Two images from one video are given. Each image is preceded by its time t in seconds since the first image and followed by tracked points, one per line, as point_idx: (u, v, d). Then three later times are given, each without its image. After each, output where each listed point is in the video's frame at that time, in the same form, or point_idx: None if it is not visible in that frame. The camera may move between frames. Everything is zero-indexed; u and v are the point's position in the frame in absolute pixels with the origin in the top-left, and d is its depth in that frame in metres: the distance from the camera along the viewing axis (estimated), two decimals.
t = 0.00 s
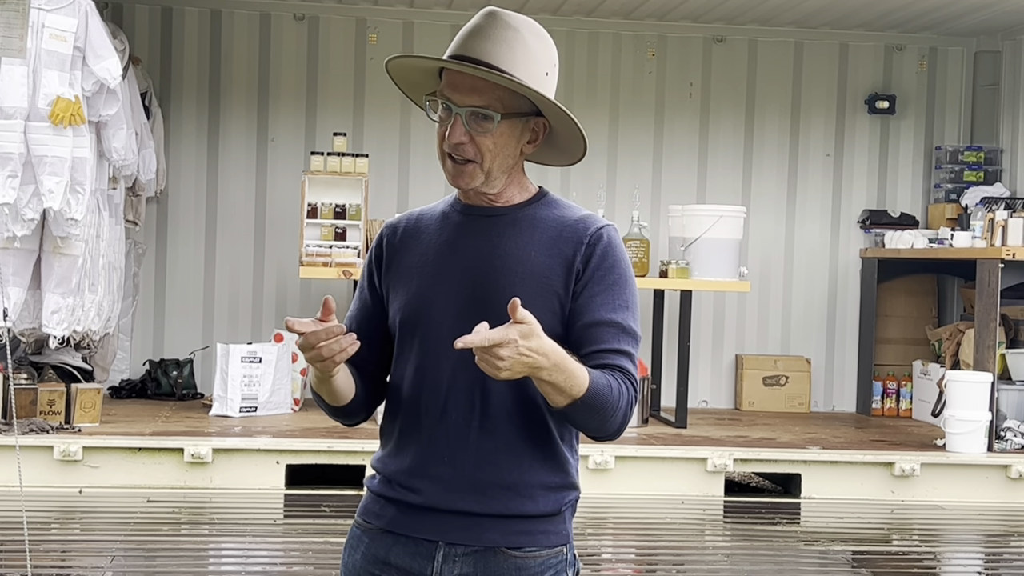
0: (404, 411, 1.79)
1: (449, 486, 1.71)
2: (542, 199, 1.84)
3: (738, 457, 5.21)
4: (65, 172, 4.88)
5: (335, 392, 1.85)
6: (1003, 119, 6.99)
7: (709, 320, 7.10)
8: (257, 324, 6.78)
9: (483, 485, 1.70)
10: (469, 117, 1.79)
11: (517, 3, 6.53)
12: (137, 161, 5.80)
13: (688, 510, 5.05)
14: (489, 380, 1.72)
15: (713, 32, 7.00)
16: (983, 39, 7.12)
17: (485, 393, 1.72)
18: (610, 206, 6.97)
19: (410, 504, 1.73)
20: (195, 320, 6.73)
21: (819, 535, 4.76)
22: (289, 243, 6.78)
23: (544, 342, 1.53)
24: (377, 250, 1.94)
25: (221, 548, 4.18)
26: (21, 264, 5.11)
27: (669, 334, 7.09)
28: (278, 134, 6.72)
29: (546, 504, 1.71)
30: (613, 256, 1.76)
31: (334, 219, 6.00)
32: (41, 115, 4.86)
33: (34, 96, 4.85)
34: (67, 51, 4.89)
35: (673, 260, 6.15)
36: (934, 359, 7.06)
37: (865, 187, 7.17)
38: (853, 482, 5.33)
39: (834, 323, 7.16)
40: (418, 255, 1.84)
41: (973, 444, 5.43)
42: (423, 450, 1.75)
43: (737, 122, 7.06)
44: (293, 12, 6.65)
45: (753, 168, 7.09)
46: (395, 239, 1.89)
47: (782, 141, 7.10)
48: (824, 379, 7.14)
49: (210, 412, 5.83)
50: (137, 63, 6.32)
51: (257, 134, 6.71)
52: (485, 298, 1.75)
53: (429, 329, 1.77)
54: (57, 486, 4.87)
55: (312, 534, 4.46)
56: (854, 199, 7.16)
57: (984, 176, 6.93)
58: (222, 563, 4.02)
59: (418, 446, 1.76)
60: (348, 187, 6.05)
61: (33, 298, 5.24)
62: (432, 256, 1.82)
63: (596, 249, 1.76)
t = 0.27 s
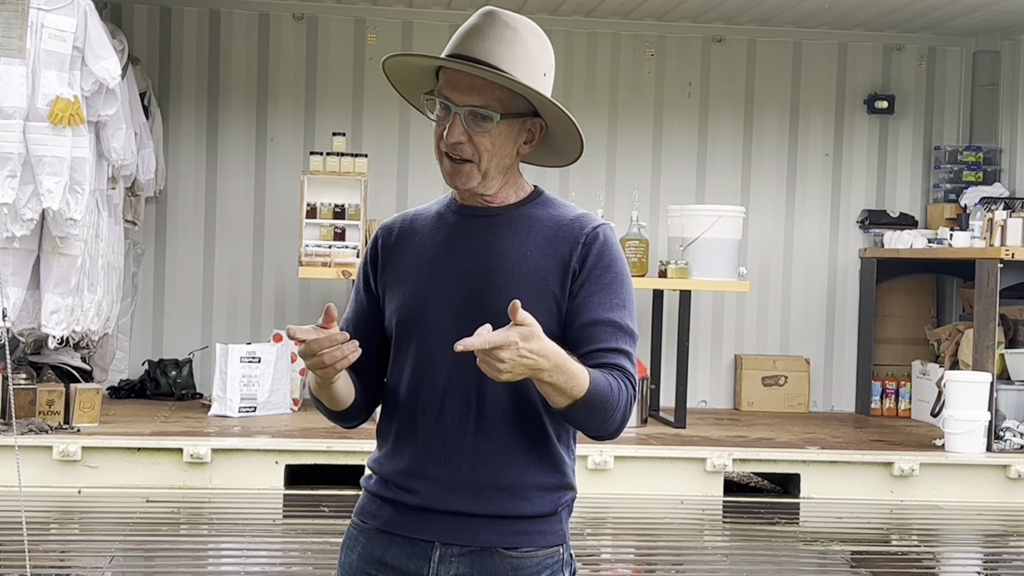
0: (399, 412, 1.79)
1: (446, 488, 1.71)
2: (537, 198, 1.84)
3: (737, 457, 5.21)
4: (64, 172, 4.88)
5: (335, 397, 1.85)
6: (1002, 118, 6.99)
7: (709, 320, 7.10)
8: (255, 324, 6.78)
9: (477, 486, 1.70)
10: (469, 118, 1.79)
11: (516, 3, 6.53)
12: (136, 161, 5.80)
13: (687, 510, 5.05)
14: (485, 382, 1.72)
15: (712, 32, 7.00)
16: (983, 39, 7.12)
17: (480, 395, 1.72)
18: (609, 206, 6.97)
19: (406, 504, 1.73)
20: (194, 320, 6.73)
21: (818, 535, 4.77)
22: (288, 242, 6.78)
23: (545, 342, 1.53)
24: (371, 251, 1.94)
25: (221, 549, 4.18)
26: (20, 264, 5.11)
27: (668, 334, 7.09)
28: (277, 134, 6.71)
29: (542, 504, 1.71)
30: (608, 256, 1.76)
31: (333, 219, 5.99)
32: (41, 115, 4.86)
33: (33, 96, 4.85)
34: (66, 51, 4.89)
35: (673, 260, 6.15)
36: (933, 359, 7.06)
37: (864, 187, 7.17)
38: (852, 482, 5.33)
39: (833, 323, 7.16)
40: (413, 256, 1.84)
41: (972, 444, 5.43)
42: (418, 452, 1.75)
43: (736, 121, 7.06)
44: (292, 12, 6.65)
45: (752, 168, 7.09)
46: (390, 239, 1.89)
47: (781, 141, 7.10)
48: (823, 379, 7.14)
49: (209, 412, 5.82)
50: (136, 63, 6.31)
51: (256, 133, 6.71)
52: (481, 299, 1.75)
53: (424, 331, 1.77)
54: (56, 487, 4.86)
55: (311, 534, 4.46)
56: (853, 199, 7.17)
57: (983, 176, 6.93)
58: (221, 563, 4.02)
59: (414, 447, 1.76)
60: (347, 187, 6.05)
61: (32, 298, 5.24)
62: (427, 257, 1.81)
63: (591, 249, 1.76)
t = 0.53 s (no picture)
0: (395, 415, 1.78)
1: (442, 490, 1.71)
2: (532, 199, 1.83)
3: (736, 457, 5.21)
4: (62, 172, 4.88)
5: (314, 390, 1.84)
6: (1001, 118, 6.98)
7: (708, 320, 7.10)
8: (254, 324, 6.77)
9: (474, 488, 1.70)
10: (469, 119, 1.78)
11: (514, 3, 6.53)
12: (135, 161, 5.79)
13: (686, 510, 5.05)
14: (480, 385, 1.71)
15: (711, 32, 7.00)
16: (981, 39, 7.12)
17: (476, 399, 1.71)
18: (608, 206, 6.97)
19: (404, 506, 1.73)
20: (192, 320, 6.73)
21: (817, 535, 4.77)
22: (287, 242, 6.77)
23: (570, 332, 1.52)
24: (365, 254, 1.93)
25: (219, 549, 4.18)
26: (18, 264, 5.11)
27: (667, 335, 7.09)
28: (275, 134, 6.71)
29: (540, 506, 1.71)
30: (604, 259, 1.75)
31: (332, 219, 5.99)
32: (39, 116, 4.86)
33: (31, 96, 4.84)
34: (64, 51, 4.88)
35: (672, 260, 6.15)
36: (932, 359, 7.06)
37: (863, 187, 7.17)
38: (851, 482, 5.33)
39: (832, 323, 7.16)
40: (407, 259, 1.83)
41: (971, 445, 5.44)
42: (415, 455, 1.74)
43: (735, 121, 7.06)
44: (290, 12, 6.65)
45: (751, 168, 7.09)
46: (384, 241, 1.88)
47: (780, 141, 7.10)
48: (822, 378, 7.14)
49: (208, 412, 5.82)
50: (135, 63, 6.31)
51: (254, 133, 6.70)
52: (475, 302, 1.74)
53: (418, 334, 1.76)
54: (55, 487, 4.86)
55: (310, 534, 4.46)
56: (852, 199, 7.16)
57: (982, 176, 6.93)
58: (220, 564, 4.01)
59: (410, 450, 1.75)
60: (346, 187, 6.05)
61: (31, 298, 5.24)
62: (421, 260, 1.81)
63: (586, 252, 1.76)
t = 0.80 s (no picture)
0: (390, 414, 1.78)
1: (438, 490, 1.71)
2: (526, 197, 1.84)
3: (734, 457, 5.21)
4: (60, 172, 4.88)
5: (276, 363, 1.85)
6: (1000, 119, 6.99)
7: (706, 320, 7.11)
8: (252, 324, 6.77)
9: (471, 487, 1.70)
10: (465, 124, 1.78)
11: (512, 3, 6.53)
12: (133, 161, 5.79)
13: (684, 510, 5.05)
14: (477, 384, 1.71)
15: (709, 32, 7.00)
16: (979, 39, 7.13)
17: (472, 398, 1.71)
18: (607, 206, 6.98)
19: (399, 506, 1.73)
20: (190, 320, 6.73)
21: (815, 535, 4.77)
22: (285, 242, 6.77)
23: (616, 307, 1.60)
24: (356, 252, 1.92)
25: (217, 549, 4.18)
26: (16, 264, 5.10)
27: (666, 335, 7.08)
28: (274, 134, 6.71)
29: (536, 505, 1.71)
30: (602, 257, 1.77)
31: (330, 219, 5.99)
32: (38, 115, 4.86)
33: (29, 96, 4.84)
34: (62, 51, 4.88)
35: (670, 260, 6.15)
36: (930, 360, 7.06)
37: (861, 187, 7.17)
38: (849, 482, 5.33)
39: (830, 323, 7.17)
40: (400, 258, 1.83)
41: (969, 445, 5.44)
42: (410, 454, 1.74)
43: (733, 121, 7.06)
44: (289, 12, 6.65)
45: (749, 168, 7.09)
46: (376, 240, 1.88)
47: (778, 141, 7.10)
48: (820, 379, 7.15)
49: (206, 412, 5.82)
50: (133, 63, 6.31)
51: (253, 133, 6.70)
52: (471, 300, 1.73)
53: (413, 333, 1.76)
54: (53, 487, 4.86)
55: (308, 534, 4.46)
56: (850, 199, 7.17)
57: (980, 176, 6.94)
58: (218, 563, 4.01)
59: (405, 448, 1.75)
60: (344, 187, 6.05)
61: (29, 298, 5.24)
62: (416, 258, 1.80)
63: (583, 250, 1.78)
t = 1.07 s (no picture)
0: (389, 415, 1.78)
1: (438, 491, 1.71)
2: (522, 198, 1.84)
3: (733, 457, 5.21)
4: (59, 172, 4.88)
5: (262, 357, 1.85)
6: (998, 119, 6.99)
7: (705, 320, 7.11)
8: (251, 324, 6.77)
9: (470, 489, 1.70)
10: (479, 127, 1.77)
11: (512, 3, 6.53)
12: (131, 161, 5.79)
13: (683, 510, 5.05)
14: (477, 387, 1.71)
15: (708, 32, 7.00)
16: (978, 40, 7.14)
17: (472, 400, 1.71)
18: (606, 206, 6.98)
19: (398, 507, 1.73)
20: (189, 320, 6.73)
21: (814, 535, 4.77)
22: (284, 242, 6.77)
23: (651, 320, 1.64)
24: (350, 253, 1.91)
25: (217, 549, 4.18)
26: (15, 264, 5.10)
27: (665, 335, 7.09)
28: (273, 134, 6.71)
29: (535, 506, 1.71)
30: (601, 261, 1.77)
31: (329, 219, 5.99)
32: (36, 115, 4.85)
33: (28, 96, 4.84)
34: (61, 51, 4.88)
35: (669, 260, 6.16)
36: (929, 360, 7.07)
37: (860, 187, 7.18)
38: (848, 482, 5.33)
39: (829, 323, 7.17)
40: (397, 259, 1.82)
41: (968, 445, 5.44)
42: (409, 456, 1.73)
43: (732, 121, 7.06)
44: (288, 12, 6.65)
45: (748, 169, 7.10)
46: (371, 241, 1.87)
47: (777, 141, 7.11)
48: (819, 379, 7.15)
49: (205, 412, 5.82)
50: (132, 63, 6.31)
51: (251, 133, 6.70)
52: (470, 303, 1.73)
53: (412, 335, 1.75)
54: (52, 487, 4.86)
55: (308, 534, 4.46)
56: (849, 199, 7.17)
57: (978, 177, 6.95)
58: (217, 564, 4.01)
59: (404, 450, 1.75)
60: (343, 187, 6.05)
61: (28, 298, 5.23)
62: (414, 260, 1.79)
63: (582, 253, 1.77)
